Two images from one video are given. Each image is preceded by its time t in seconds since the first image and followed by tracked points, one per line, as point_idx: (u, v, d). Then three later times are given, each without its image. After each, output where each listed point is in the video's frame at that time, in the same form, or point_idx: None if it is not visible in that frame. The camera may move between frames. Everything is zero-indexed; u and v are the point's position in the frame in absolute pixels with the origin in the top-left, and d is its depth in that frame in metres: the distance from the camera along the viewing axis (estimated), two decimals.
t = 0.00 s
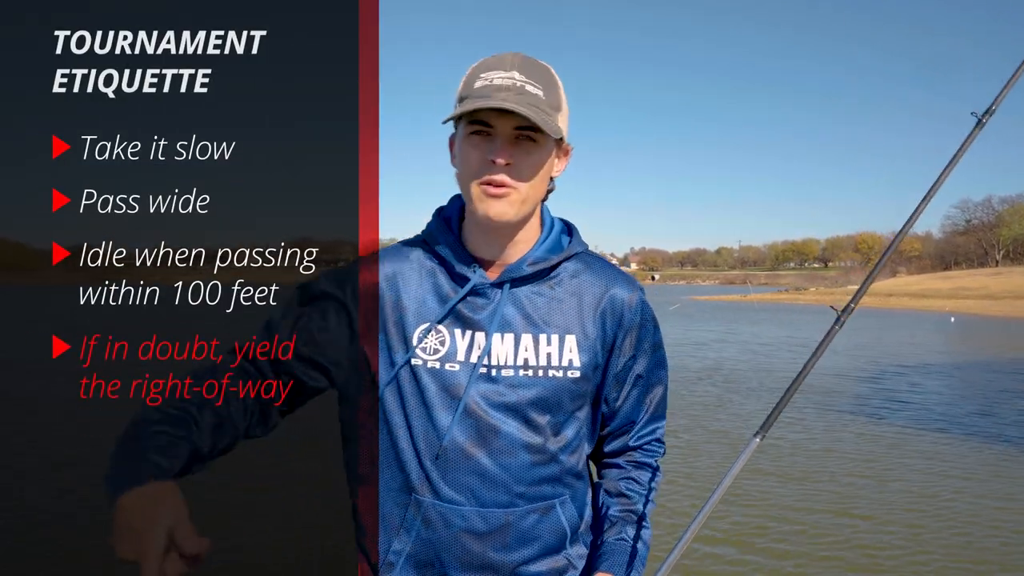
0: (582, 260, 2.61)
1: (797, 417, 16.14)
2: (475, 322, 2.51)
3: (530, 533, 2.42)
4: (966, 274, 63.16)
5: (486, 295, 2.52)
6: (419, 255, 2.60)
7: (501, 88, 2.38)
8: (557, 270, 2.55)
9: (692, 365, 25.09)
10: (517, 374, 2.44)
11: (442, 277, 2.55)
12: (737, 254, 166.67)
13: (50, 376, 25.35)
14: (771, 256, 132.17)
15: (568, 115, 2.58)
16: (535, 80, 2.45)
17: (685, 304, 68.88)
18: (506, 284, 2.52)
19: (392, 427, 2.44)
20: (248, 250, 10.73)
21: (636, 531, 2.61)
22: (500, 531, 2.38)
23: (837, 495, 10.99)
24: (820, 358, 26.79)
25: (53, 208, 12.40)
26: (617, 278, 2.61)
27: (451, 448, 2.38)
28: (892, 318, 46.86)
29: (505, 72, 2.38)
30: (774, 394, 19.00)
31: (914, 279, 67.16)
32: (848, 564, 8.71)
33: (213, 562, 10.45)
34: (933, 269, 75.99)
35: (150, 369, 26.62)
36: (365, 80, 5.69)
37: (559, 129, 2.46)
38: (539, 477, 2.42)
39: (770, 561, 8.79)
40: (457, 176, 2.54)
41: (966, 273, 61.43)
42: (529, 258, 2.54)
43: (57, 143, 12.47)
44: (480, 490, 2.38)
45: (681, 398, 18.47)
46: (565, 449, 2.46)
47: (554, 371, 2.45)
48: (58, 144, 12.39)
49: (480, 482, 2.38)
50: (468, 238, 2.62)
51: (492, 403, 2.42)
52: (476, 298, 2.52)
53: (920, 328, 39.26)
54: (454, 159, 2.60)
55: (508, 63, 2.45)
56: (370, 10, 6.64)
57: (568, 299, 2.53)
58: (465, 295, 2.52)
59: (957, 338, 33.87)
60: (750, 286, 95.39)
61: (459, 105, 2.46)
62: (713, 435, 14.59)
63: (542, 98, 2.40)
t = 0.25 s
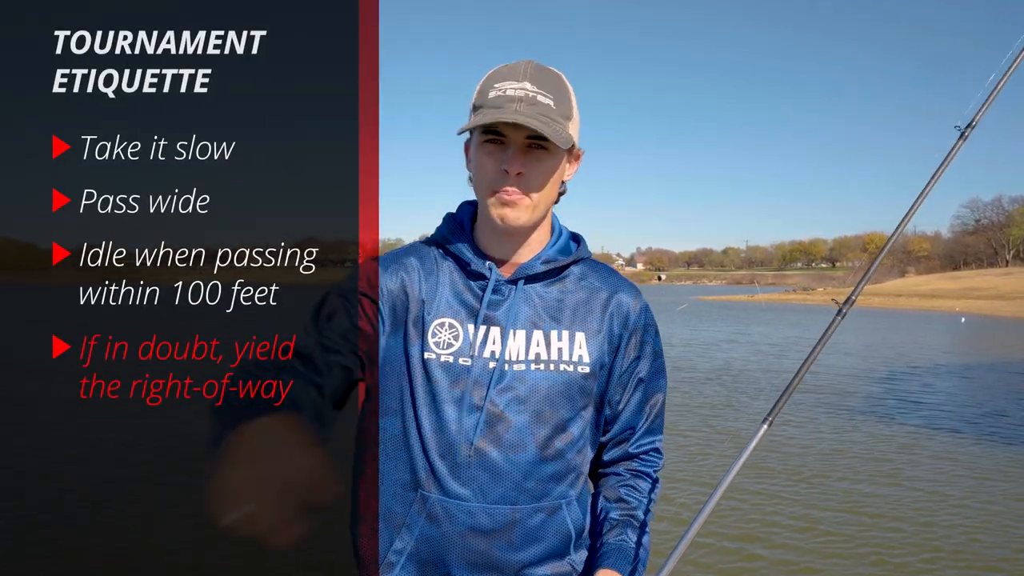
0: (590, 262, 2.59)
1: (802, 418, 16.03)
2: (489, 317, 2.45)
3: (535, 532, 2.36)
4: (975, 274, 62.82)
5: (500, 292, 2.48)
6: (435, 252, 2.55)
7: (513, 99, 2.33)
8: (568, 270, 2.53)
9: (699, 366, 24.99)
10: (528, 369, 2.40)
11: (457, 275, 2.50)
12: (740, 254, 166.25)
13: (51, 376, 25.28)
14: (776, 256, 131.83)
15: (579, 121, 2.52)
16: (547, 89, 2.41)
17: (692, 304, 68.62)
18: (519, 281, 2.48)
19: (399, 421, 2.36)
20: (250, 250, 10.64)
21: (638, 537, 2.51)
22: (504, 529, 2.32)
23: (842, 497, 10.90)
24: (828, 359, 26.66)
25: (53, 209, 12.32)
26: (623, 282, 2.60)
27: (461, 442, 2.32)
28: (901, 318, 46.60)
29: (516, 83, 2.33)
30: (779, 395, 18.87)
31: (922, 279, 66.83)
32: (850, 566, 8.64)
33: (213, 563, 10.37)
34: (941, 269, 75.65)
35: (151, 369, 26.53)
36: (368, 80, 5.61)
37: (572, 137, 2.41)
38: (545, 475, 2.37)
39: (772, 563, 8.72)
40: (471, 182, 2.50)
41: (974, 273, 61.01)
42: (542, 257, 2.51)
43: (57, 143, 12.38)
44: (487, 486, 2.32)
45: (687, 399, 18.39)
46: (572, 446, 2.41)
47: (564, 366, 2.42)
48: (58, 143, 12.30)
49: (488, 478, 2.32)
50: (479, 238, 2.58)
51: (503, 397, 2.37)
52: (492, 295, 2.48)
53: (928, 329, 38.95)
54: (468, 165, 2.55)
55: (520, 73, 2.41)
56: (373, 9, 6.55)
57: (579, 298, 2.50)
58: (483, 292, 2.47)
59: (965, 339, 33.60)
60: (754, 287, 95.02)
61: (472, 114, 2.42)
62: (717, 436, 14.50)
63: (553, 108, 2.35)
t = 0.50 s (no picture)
0: (588, 264, 2.62)
1: (806, 419, 15.95)
2: (500, 318, 2.42)
3: (555, 532, 2.34)
4: (983, 274, 62.58)
5: (506, 294, 2.46)
6: (437, 257, 2.49)
7: (511, 102, 2.32)
8: (569, 271, 2.53)
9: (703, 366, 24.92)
10: (539, 369, 2.38)
11: (460, 280, 2.46)
12: (743, 254, 165.89)
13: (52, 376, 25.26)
14: (781, 256, 131.61)
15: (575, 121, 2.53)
16: (542, 91, 2.40)
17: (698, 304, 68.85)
18: (525, 282, 2.47)
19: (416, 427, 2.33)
20: (249, 250, 10.58)
21: (645, 532, 2.49)
22: (525, 531, 2.30)
23: (846, 498, 10.84)
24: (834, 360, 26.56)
25: (53, 208, 12.30)
26: (621, 282, 2.63)
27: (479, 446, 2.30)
28: (910, 318, 46.42)
29: (514, 87, 2.32)
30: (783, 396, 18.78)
31: (930, 279, 66.62)
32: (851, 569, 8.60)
33: (212, 565, 10.31)
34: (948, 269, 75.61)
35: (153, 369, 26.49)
36: (367, 82, 5.56)
37: (570, 137, 2.42)
38: (561, 474, 2.36)
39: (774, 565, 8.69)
40: (472, 185, 2.48)
41: (981, 274, 60.65)
42: (546, 257, 2.51)
43: (56, 143, 12.31)
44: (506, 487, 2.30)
45: (691, 399, 18.34)
46: (584, 446, 2.41)
47: (574, 366, 2.42)
48: (57, 143, 12.23)
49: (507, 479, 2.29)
50: (480, 239, 2.57)
51: (517, 399, 2.36)
52: (499, 297, 2.45)
53: (935, 331, 38.70)
54: (467, 169, 2.54)
55: (515, 77, 2.40)
56: (375, 8, 6.50)
57: (583, 297, 2.51)
58: (491, 295, 2.44)
59: (972, 340, 33.38)
60: (758, 288, 94.70)
61: (470, 119, 2.40)
62: (720, 436, 14.45)
63: (552, 109, 2.35)
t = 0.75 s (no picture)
0: (581, 263, 2.60)
1: (806, 419, 15.92)
2: (494, 321, 2.41)
3: (561, 532, 2.33)
4: (983, 274, 62.58)
5: (500, 297, 2.44)
6: (427, 264, 2.48)
7: (503, 102, 2.31)
8: (561, 271, 2.52)
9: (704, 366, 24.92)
10: (536, 370, 2.36)
11: (451, 285, 2.44)
12: (744, 254, 165.76)
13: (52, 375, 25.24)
14: (781, 256, 131.59)
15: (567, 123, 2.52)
16: (534, 92, 2.39)
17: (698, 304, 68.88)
18: (518, 285, 2.46)
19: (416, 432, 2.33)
20: (249, 250, 10.57)
21: (644, 525, 2.48)
22: (530, 531, 2.28)
23: (846, 498, 10.82)
24: (835, 360, 26.57)
25: (53, 209, 12.29)
26: (614, 280, 2.62)
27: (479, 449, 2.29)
28: (910, 318, 46.42)
29: (506, 87, 2.32)
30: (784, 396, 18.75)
31: (931, 279, 66.64)
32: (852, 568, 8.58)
33: (212, 565, 10.29)
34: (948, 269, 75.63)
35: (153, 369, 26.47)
36: (364, 81, 5.55)
37: (562, 138, 2.41)
38: (563, 473, 2.34)
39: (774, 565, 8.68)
40: (463, 187, 2.48)
41: (982, 274, 60.53)
42: (537, 259, 2.50)
43: (56, 143, 12.29)
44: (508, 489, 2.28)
45: (691, 399, 18.33)
46: (584, 445, 2.40)
47: (570, 366, 2.39)
48: (57, 143, 12.21)
49: (509, 480, 2.29)
50: (470, 242, 2.58)
51: (514, 401, 2.33)
52: (491, 300, 2.44)
53: (935, 331, 38.62)
54: (459, 170, 2.53)
55: (506, 77, 2.39)
56: (375, 7, 6.49)
57: (577, 297, 2.50)
58: (482, 298, 2.42)
59: (973, 340, 33.33)
60: (759, 288, 94.57)
61: (461, 119, 2.39)
62: (720, 436, 14.42)
63: (544, 110, 2.34)
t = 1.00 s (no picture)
0: (578, 260, 2.60)
1: (806, 419, 15.91)
2: (489, 318, 2.41)
3: (560, 531, 2.32)
4: (983, 274, 62.61)
5: (495, 295, 2.44)
6: (422, 263, 2.49)
7: (491, 101, 2.32)
8: (557, 269, 2.53)
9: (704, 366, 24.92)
10: (532, 367, 2.36)
11: (447, 284, 2.44)
12: (744, 254, 165.68)
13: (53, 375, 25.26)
14: (781, 256, 131.57)
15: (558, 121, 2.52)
16: (523, 90, 2.39)
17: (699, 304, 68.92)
18: (513, 282, 2.46)
19: (413, 431, 2.32)
20: (249, 250, 10.56)
21: (645, 523, 2.47)
22: (528, 530, 2.28)
23: (847, 498, 10.81)
24: (835, 360, 26.58)
25: (53, 209, 12.29)
26: (613, 277, 2.62)
27: (475, 447, 2.29)
28: (911, 318, 46.42)
29: (492, 87, 2.32)
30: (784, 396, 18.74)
31: (931, 279, 66.66)
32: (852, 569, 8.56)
33: (212, 564, 10.29)
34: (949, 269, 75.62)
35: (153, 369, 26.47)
36: (363, 81, 5.55)
37: (551, 136, 2.41)
38: (562, 472, 2.33)
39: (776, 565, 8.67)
40: (454, 187, 2.49)
41: (982, 273, 60.44)
42: (532, 256, 2.50)
43: (56, 143, 12.28)
44: (505, 488, 2.28)
45: (691, 399, 18.33)
46: (583, 442, 2.39)
47: (567, 362, 2.39)
48: (57, 143, 12.20)
49: (505, 479, 2.28)
50: (465, 242, 2.58)
51: (512, 399, 2.32)
52: (486, 298, 2.43)
53: (935, 331, 38.58)
54: (450, 172, 2.54)
55: (494, 77, 2.39)
56: (373, 7, 6.49)
57: (573, 294, 2.50)
58: (476, 295, 2.42)
59: (973, 340, 33.28)
60: (760, 288, 94.48)
61: (450, 119, 2.40)
62: (720, 437, 14.41)
63: (532, 108, 2.34)
